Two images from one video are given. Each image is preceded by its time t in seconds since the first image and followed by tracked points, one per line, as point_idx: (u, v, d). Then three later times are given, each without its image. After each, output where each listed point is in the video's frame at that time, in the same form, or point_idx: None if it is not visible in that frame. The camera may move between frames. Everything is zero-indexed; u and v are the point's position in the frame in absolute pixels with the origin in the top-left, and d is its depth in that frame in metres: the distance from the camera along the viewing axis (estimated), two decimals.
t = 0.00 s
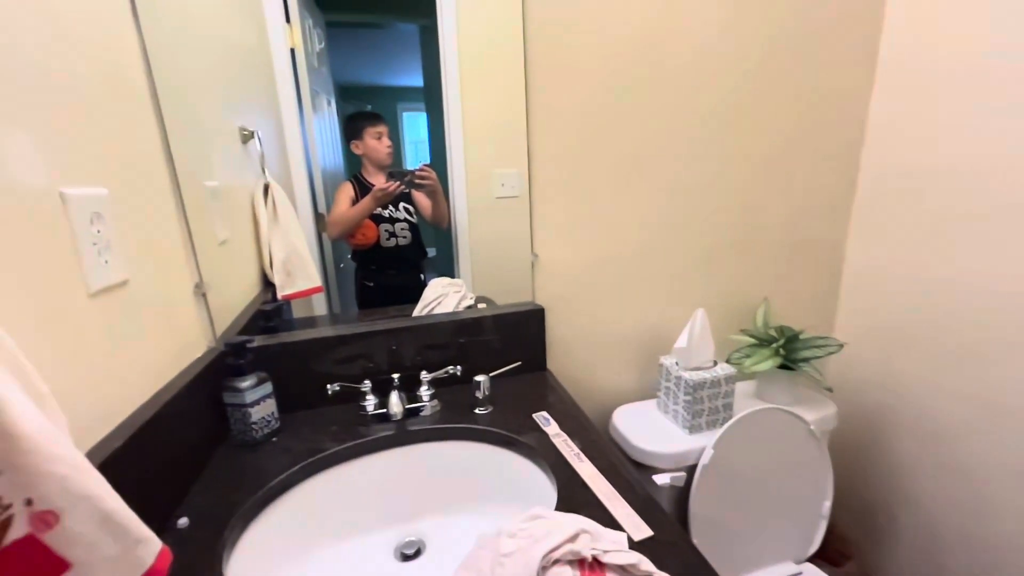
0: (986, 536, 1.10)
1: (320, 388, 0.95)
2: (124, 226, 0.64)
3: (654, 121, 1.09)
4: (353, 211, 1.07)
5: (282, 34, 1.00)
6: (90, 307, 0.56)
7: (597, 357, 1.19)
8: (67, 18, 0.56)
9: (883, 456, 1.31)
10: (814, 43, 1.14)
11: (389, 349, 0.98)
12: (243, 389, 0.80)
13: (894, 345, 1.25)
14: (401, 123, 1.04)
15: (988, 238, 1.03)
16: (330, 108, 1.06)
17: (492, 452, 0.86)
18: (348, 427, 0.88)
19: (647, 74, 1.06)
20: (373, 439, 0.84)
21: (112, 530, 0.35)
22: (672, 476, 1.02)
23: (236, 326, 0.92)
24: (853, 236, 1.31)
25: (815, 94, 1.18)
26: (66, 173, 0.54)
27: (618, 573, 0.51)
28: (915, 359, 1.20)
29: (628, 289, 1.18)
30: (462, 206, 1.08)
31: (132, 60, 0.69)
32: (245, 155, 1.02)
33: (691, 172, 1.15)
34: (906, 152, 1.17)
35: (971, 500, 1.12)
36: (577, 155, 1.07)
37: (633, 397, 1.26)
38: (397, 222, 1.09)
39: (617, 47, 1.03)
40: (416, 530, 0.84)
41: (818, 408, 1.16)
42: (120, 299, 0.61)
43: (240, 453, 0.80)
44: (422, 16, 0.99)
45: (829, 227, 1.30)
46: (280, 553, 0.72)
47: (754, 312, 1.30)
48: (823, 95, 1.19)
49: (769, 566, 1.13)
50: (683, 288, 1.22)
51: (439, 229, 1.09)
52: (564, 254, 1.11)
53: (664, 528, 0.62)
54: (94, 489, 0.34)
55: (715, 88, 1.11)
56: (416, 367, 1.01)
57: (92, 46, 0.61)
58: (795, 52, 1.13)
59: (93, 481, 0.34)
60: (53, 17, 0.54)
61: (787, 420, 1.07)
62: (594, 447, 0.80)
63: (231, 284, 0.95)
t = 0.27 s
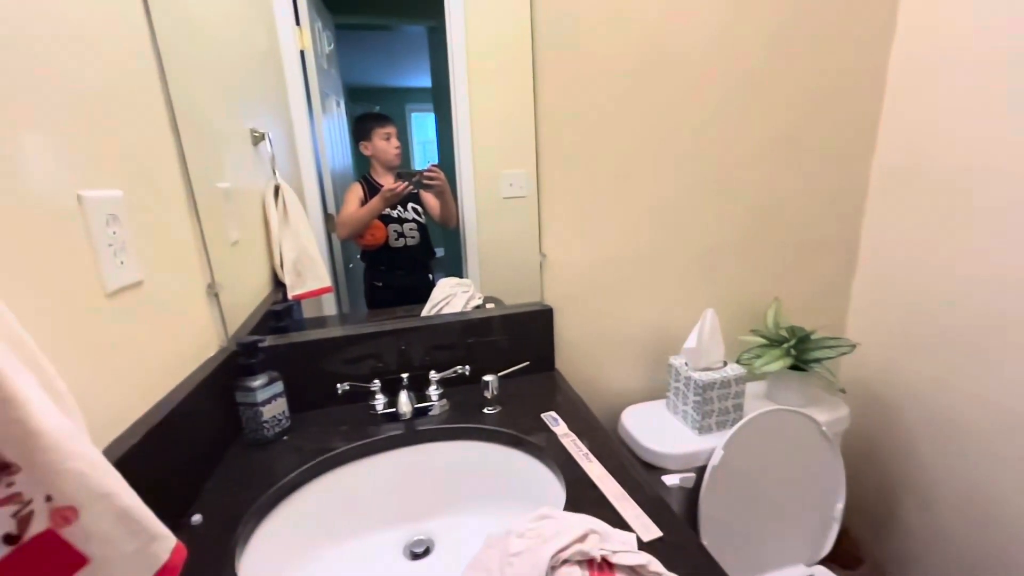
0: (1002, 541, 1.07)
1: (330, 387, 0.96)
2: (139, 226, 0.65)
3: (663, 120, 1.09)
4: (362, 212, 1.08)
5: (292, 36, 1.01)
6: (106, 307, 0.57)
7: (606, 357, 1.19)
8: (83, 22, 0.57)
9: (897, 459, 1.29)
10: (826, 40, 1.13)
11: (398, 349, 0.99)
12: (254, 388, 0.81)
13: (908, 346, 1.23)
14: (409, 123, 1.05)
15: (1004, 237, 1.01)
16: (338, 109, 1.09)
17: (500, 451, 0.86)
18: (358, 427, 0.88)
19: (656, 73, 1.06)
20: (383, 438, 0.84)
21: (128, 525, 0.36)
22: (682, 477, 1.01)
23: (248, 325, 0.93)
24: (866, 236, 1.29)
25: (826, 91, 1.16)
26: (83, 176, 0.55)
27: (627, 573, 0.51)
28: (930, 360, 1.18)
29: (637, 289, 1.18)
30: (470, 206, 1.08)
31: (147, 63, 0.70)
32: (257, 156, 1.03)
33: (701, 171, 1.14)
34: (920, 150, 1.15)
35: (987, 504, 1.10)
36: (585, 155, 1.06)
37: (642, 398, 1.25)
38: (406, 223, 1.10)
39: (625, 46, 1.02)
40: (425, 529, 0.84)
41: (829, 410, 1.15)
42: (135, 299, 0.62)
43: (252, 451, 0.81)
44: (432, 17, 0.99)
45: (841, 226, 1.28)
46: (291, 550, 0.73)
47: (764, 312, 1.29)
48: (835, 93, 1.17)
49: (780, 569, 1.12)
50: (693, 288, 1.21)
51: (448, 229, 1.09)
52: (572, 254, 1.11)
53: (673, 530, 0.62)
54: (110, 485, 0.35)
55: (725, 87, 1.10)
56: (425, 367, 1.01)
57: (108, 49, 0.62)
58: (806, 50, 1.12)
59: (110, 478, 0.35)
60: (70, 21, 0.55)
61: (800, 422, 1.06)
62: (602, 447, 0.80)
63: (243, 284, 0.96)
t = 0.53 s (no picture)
0: (1019, 543, 1.06)
1: (340, 383, 0.97)
2: (154, 225, 0.66)
3: (673, 116, 1.08)
4: (371, 209, 1.08)
5: (302, 35, 1.03)
6: (121, 304, 0.57)
7: (615, 355, 1.19)
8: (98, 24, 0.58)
9: (911, 459, 1.27)
10: (839, 33, 1.11)
11: (408, 346, 0.99)
12: (266, 384, 0.82)
13: (924, 345, 1.21)
14: (418, 120, 1.04)
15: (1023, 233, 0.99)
16: (348, 107, 1.08)
17: (508, 448, 0.86)
18: (368, 423, 0.89)
19: (666, 68, 1.05)
20: (392, 434, 0.85)
21: (145, 518, 0.37)
22: (691, 475, 1.01)
23: (259, 322, 0.95)
24: (880, 232, 1.27)
25: (840, 86, 1.14)
26: (99, 176, 0.56)
27: (636, 570, 0.51)
28: (946, 359, 1.16)
29: (647, 287, 1.17)
30: (478, 204, 1.08)
31: (160, 64, 0.71)
32: (267, 154, 1.05)
33: (711, 167, 1.13)
34: (937, 145, 1.13)
35: (1004, 505, 1.08)
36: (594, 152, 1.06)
37: (651, 396, 1.25)
38: (415, 220, 1.10)
39: (635, 42, 1.02)
40: (434, 524, 0.85)
41: (842, 409, 1.13)
42: (150, 297, 0.63)
43: (264, 447, 0.82)
44: (441, 14, 0.99)
45: (854, 222, 1.26)
46: (303, 544, 0.74)
47: (776, 310, 1.27)
48: (849, 87, 1.15)
49: (791, 568, 1.11)
50: (703, 285, 1.21)
51: (456, 226, 1.09)
52: (581, 252, 1.11)
53: (683, 528, 0.62)
54: (127, 478, 0.36)
55: (736, 82, 1.09)
56: (434, 364, 1.02)
57: (122, 50, 0.63)
58: (819, 44, 1.10)
59: (127, 471, 0.36)
60: (85, 23, 0.55)
61: (811, 421, 1.05)
62: (611, 445, 0.79)
63: (254, 281, 0.98)
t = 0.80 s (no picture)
0: None
1: (349, 381, 0.98)
2: (167, 224, 0.67)
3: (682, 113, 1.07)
4: (380, 208, 1.10)
5: (311, 34, 1.03)
6: (135, 302, 0.58)
7: (622, 354, 1.18)
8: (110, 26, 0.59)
9: (924, 460, 1.25)
10: (852, 28, 1.09)
11: (416, 344, 1.00)
12: (277, 381, 0.83)
13: (938, 345, 1.19)
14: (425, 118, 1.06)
15: None
16: (356, 106, 1.08)
17: (516, 446, 0.86)
18: (377, 420, 0.90)
19: (675, 65, 1.04)
20: (401, 431, 0.86)
21: (159, 513, 0.37)
22: (700, 475, 1.00)
23: (269, 320, 0.95)
24: (893, 230, 1.25)
25: (852, 81, 1.13)
26: (113, 176, 0.57)
27: (645, 569, 0.51)
28: (960, 359, 1.14)
29: (655, 285, 1.16)
30: (486, 202, 1.08)
31: (172, 65, 0.72)
32: (276, 154, 1.05)
33: (720, 165, 1.12)
34: (953, 141, 1.11)
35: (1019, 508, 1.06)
36: (602, 150, 1.05)
37: (659, 394, 1.24)
38: (422, 218, 1.11)
39: (643, 39, 1.01)
40: (442, 521, 0.85)
41: (853, 409, 1.12)
42: (162, 295, 0.64)
43: (275, 443, 0.83)
44: (448, 13, 1.00)
45: (866, 220, 1.24)
46: (313, 539, 0.75)
47: (786, 308, 1.26)
48: (862, 82, 1.13)
49: (800, 568, 1.10)
50: (712, 284, 1.20)
51: (464, 224, 1.10)
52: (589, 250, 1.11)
53: (692, 527, 0.61)
54: (142, 474, 0.36)
55: (746, 78, 1.08)
56: (442, 362, 1.02)
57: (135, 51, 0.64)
58: (830, 39, 1.09)
59: (141, 466, 0.36)
60: (99, 26, 0.56)
61: (822, 420, 1.04)
62: (619, 444, 0.79)
63: (264, 279, 0.99)
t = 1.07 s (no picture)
0: None
1: (357, 379, 0.98)
2: (178, 224, 0.68)
3: (691, 112, 1.06)
4: (387, 207, 1.09)
5: (319, 35, 1.03)
6: (147, 301, 0.59)
7: (630, 353, 1.18)
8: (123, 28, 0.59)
9: (936, 462, 1.24)
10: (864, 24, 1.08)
11: (423, 343, 1.00)
12: (286, 379, 0.83)
13: (951, 345, 1.17)
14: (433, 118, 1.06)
15: None
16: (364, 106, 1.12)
17: (523, 445, 0.87)
18: (385, 419, 0.90)
19: (684, 63, 1.03)
20: (408, 430, 0.86)
21: (171, 509, 0.38)
22: (708, 475, 1.00)
23: (279, 319, 0.96)
24: (905, 229, 1.24)
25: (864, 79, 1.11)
26: (126, 177, 0.58)
27: (652, 569, 0.51)
28: (973, 359, 1.13)
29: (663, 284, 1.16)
30: (493, 201, 1.08)
31: (183, 67, 0.73)
32: (286, 154, 1.06)
33: (729, 163, 1.11)
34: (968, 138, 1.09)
35: None
36: (609, 149, 1.05)
37: (667, 394, 1.24)
38: (430, 218, 1.11)
39: (652, 37, 1.00)
40: (450, 519, 0.86)
41: (864, 410, 1.11)
42: (174, 295, 0.65)
43: (284, 440, 0.84)
44: (454, 13, 0.99)
45: (878, 219, 1.23)
46: (323, 535, 0.75)
47: (796, 308, 1.25)
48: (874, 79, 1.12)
49: (809, 570, 1.09)
50: (720, 283, 1.19)
51: (471, 224, 1.09)
52: (596, 249, 1.10)
53: (700, 527, 0.61)
54: (155, 470, 0.37)
55: (756, 76, 1.07)
56: (449, 361, 1.02)
57: (147, 53, 0.64)
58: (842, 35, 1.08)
59: (154, 463, 0.37)
60: (112, 28, 0.57)
61: (831, 422, 1.02)
62: (627, 443, 0.79)
63: (273, 279, 0.99)
